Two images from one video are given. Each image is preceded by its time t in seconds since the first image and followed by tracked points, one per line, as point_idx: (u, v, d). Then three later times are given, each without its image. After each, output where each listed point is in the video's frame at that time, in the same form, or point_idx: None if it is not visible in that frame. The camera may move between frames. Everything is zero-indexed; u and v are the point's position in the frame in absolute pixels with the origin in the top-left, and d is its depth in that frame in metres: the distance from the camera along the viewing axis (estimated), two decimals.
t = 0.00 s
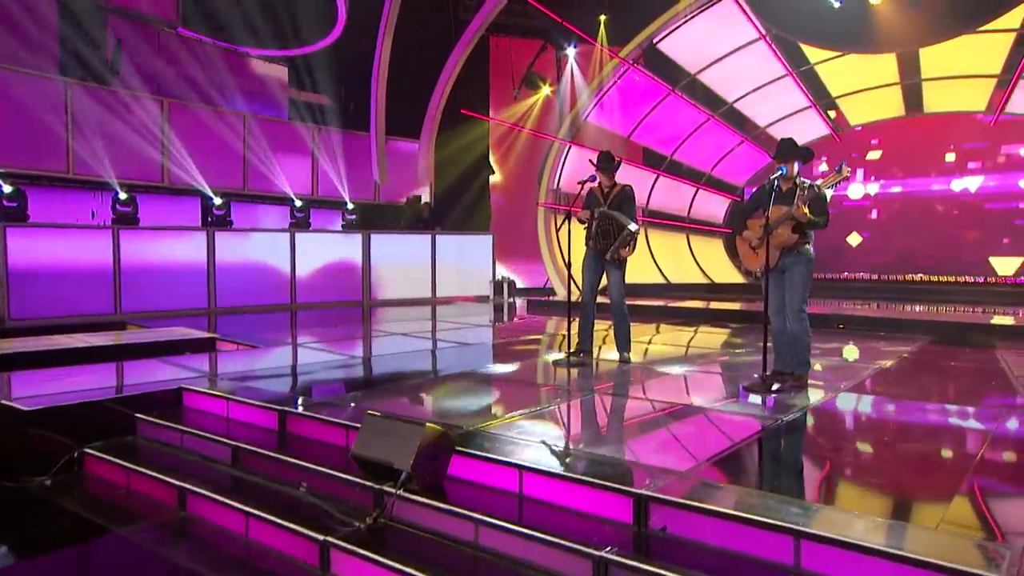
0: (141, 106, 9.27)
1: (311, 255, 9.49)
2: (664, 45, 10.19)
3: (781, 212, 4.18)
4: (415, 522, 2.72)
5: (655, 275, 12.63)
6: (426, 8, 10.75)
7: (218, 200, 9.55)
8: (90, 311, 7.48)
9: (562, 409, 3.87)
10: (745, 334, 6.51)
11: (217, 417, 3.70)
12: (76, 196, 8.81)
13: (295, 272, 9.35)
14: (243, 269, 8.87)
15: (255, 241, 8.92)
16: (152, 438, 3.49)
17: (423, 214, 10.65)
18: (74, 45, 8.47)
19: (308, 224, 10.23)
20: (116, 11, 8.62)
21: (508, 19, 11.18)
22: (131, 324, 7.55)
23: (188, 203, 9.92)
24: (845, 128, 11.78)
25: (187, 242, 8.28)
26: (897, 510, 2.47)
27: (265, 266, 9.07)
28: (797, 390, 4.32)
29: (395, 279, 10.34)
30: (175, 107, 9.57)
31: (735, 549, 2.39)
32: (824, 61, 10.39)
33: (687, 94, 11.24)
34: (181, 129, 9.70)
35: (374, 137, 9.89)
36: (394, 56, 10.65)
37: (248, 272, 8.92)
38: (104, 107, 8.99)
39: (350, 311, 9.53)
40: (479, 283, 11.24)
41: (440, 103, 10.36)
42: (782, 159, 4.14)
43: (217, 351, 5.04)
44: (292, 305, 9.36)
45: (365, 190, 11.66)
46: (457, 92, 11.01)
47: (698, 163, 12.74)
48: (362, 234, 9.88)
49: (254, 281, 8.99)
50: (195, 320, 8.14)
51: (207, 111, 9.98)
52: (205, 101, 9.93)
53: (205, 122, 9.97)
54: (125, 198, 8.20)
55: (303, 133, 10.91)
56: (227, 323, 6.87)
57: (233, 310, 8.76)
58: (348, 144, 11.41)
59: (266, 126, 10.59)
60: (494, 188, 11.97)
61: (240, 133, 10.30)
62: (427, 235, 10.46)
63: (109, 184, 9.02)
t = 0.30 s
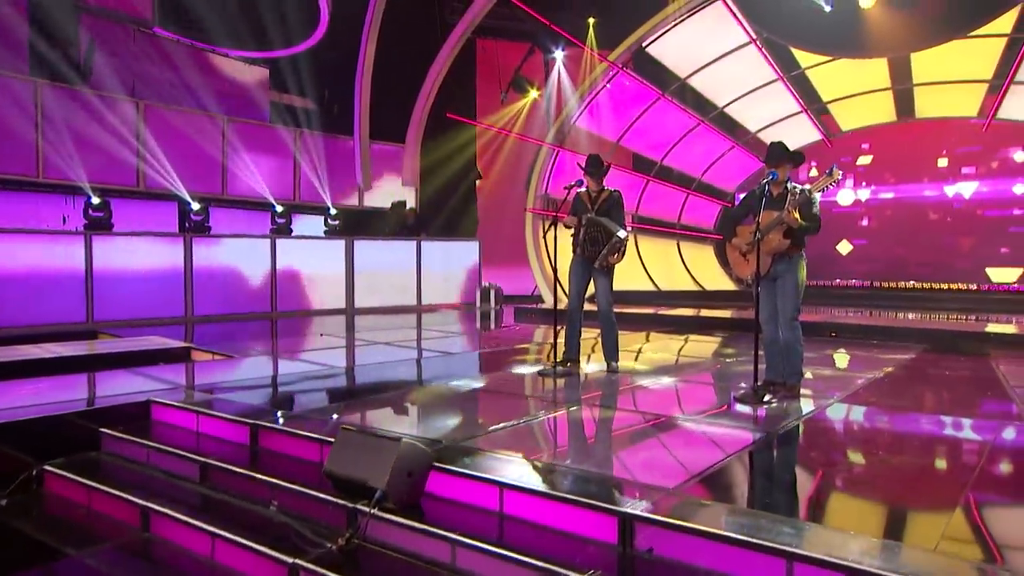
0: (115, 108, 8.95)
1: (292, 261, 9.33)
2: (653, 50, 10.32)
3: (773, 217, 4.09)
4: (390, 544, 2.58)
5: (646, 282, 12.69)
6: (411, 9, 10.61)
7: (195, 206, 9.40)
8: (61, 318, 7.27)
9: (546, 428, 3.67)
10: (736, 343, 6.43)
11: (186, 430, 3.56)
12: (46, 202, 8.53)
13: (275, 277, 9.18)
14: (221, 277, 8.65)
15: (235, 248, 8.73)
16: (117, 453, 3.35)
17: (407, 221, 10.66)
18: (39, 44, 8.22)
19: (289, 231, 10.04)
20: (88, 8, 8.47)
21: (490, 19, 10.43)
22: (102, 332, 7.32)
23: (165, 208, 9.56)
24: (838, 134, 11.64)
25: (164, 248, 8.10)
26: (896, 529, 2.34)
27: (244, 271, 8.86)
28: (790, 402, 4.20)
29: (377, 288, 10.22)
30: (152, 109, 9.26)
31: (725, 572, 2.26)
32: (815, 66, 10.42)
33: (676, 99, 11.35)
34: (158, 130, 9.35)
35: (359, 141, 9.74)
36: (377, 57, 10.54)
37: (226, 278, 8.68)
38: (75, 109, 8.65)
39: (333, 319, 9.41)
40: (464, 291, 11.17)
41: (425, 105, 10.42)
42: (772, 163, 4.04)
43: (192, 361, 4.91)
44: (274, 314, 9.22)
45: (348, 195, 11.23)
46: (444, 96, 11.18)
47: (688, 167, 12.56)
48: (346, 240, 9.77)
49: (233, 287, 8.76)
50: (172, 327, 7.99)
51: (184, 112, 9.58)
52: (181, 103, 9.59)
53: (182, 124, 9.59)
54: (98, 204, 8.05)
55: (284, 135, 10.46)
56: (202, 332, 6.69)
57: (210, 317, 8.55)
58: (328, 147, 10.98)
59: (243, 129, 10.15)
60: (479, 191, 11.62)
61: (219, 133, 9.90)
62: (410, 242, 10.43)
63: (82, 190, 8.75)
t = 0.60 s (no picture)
0: (85, 109, 8.42)
1: (273, 267, 9.18)
2: (641, 52, 10.27)
3: (761, 222, 4.01)
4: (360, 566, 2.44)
5: (633, 291, 12.66)
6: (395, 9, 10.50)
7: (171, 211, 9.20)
8: (30, 329, 7.14)
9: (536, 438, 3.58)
10: (726, 352, 6.33)
11: (152, 445, 3.42)
12: (12, 207, 8.01)
13: (255, 285, 9.01)
14: (198, 284, 8.49)
15: (212, 254, 8.56)
16: (78, 470, 3.20)
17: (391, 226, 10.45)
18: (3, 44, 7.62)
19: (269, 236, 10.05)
20: (61, 6, 8.03)
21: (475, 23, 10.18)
22: (71, 342, 7.17)
23: (140, 212, 9.20)
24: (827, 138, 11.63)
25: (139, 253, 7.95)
26: (890, 548, 2.22)
27: (221, 277, 8.69)
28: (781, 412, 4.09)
29: (360, 295, 10.10)
30: (126, 110, 8.77)
31: None
32: (803, 71, 10.45)
33: (665, 103, 11.32)
34: (132, 132, 8.85)
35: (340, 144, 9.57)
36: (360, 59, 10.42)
37: (201, 285, 8.51)
38: (41, 109, 8.05)
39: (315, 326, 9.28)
40: (450, 298, 11.03)
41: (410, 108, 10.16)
42: (762, 167, 3.98)
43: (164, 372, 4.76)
44: (253, 322, 9.06)
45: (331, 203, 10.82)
46: (428, 100, 11.00)
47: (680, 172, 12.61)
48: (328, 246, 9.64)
49: (208, 295, 8.58)
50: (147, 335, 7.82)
51: (159, 114, 9.08)
52: (155, 105, 9.07)
53: (156, 126, 9.08)
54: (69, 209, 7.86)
55: (261, 139, 9.99)
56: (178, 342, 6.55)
57: (185, 327, 8.39)
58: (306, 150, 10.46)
59: (223, 131, 9.67)
60: (463, 198, 11.41)
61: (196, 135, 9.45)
62: (395, 247, 10.32)
63: (52, 195, 8.30)
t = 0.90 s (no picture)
0: (52, 108, 7.95)
1: (251, 271, 9.03)
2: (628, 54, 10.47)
3: (749, 226, 3.93)
4: None
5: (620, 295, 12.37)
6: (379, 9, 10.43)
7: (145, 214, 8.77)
8: None
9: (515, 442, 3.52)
10: (715, 359, 6.23)
11: (115, 458, 3.28)
12: None
13: (231, 290, 8.85)
14: (172, 289, 8.35)
15: (187, 258, 8.45)
16: (36, 486, 3.04)
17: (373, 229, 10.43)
18: None
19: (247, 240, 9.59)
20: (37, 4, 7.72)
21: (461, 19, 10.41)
22: (36, 350, 6.97)
23: (111, 218, 8.66)
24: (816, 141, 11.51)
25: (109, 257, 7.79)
26: (882, 563, 2.11)
27: (194, 281, 8.53)
28: (771, 422, 3.98)
29: (341, 300, 9.95)
30: (98, 110, 8.34)
31: None
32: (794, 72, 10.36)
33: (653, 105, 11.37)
34: (102, 133, 8.40)
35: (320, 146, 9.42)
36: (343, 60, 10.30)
37: (174, 290, 8.35)
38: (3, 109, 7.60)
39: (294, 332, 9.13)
40: (434, 304, 10.94)
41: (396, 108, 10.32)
42: (751, 169, 3.89)
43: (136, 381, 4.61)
44: (230, 328, 8.88)
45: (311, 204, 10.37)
46: (411, 99, 10.87)
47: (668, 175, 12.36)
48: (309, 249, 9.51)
49: (181, 301, 8.41)
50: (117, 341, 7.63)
51: (130, 115, 8.62)
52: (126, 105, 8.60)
53: (127, 127, 8.62)
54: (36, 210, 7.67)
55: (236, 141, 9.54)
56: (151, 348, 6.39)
57: (158, 333, 8.21)
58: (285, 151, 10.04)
59: (201, 134, 9.23)
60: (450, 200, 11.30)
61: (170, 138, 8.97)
62: (379, 251, 10.23)
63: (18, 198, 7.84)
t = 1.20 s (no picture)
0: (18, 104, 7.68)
1: (228, 274, 8.93)
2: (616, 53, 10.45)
3: (737, 227, 3.83)
4: None
5: (608, 297, 12.26)
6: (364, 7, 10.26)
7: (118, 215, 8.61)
8: None
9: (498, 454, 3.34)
10: (703, 364, 6.13)
11: (75, 471, 3.13)
12: None
13: (209, 293, 8.72)
14: (146, 293, 8.24)
15: (161, 261, 8.35)
16: None
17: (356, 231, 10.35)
18: None
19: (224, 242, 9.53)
20: None
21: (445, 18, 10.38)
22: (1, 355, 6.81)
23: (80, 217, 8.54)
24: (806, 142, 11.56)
25: (81, 259, 7.72)
26: None
27: (168, 285, 8.47)
28: (761, 430, 3.87)
29: (321, 304, 9.85)
30: (67, 108, 8.07)
31: None
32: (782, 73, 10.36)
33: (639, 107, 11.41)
34: (71, 131, 8.15)
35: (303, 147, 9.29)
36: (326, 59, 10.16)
37: (147, 294, 8.23)
38: None
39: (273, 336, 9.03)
40: (417, 309, 10.86)
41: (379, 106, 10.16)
42: (739, 169, 3.80)
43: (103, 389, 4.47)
44: (207, 333, 8.76)
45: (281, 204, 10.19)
46: (394, 99, 10.70)
47: (655, 176, 12.39)
48: (288, 252, 9.41)
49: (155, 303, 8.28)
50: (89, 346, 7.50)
51: (97, 111, 8.39)
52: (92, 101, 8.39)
53: (95, 124, 8.36)
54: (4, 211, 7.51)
55: (209, 139, 9.34)
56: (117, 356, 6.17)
57: (131, 338, 8.07)
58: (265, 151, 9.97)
59: (172, 132, 9.04)
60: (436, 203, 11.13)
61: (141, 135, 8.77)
62: (361, 253, 10.15)
63: None
